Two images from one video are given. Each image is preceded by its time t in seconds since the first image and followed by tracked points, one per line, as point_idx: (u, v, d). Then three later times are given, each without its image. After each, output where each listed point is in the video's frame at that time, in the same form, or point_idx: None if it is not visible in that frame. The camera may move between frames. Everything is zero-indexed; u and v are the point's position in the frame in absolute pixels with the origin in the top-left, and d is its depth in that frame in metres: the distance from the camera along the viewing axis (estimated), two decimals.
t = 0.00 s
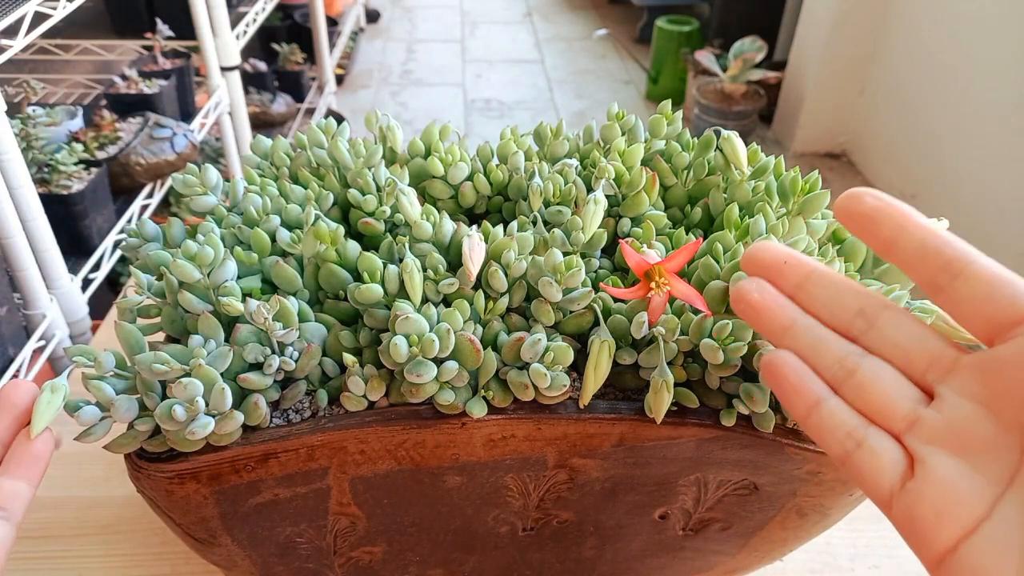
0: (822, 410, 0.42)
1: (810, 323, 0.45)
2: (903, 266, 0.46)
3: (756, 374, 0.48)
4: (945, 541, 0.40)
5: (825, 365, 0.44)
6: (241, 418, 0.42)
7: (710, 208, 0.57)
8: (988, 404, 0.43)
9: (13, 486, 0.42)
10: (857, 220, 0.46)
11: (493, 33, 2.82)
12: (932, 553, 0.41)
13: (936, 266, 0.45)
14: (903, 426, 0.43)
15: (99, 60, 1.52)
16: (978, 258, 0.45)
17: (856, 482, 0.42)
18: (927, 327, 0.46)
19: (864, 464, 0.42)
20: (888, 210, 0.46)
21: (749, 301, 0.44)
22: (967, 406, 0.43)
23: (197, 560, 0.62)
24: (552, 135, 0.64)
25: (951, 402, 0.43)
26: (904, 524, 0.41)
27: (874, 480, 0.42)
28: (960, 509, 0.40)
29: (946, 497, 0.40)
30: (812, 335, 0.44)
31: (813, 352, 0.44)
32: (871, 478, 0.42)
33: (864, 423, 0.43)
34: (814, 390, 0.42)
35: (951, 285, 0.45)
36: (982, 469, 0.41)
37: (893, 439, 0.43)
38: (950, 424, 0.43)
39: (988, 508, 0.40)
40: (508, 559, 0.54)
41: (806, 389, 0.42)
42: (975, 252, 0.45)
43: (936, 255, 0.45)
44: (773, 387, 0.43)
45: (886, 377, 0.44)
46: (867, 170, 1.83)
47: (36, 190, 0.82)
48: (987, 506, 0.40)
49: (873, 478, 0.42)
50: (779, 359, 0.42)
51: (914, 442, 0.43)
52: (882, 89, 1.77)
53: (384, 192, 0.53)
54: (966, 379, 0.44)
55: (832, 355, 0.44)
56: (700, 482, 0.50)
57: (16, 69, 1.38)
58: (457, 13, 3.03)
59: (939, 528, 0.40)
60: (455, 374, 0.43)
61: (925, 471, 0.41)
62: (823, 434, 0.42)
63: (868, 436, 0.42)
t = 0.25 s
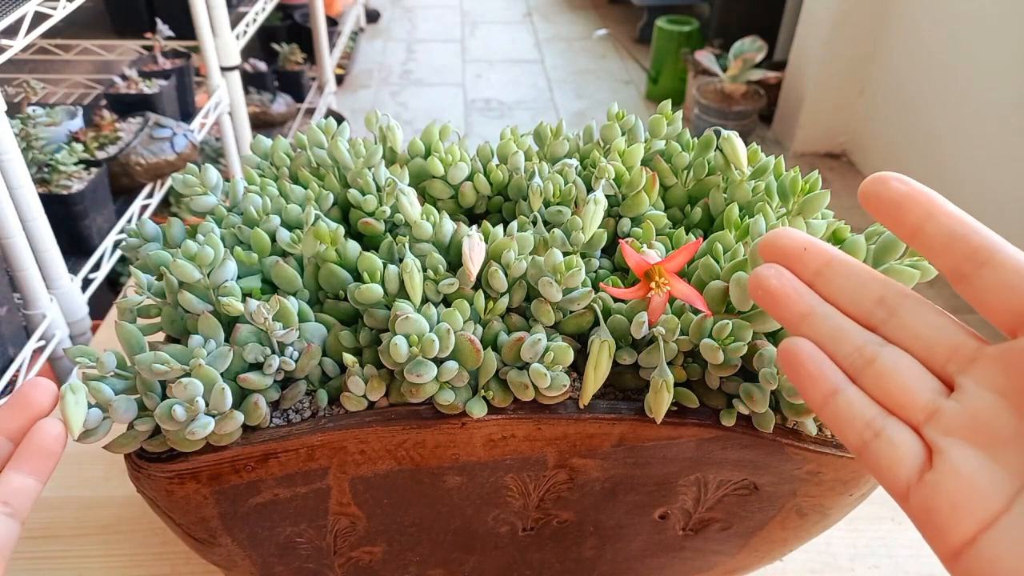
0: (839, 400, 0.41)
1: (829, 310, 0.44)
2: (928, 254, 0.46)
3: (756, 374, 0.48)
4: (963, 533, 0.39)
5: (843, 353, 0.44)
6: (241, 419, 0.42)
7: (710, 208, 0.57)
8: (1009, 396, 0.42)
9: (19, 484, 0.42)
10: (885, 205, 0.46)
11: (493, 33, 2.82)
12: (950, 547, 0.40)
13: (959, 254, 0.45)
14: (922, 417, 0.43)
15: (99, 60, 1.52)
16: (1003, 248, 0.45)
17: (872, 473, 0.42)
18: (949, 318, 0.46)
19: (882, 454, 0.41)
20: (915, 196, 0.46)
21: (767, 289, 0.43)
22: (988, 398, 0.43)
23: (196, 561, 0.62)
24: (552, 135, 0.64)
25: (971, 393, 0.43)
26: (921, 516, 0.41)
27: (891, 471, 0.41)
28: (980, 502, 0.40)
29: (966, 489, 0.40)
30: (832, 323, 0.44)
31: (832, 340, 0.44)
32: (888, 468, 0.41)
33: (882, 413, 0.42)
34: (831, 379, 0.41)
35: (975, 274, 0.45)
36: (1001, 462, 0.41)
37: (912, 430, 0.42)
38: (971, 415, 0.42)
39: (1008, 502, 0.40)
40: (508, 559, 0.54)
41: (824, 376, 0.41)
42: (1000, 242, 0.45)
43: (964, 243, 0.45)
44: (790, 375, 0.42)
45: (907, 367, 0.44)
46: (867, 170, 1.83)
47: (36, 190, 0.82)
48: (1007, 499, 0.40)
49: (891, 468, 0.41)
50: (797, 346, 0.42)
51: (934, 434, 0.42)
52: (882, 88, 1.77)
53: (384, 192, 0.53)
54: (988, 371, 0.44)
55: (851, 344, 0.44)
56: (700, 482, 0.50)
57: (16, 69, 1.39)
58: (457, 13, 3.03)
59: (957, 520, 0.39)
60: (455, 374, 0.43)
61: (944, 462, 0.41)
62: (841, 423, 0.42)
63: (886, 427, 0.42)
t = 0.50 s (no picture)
0: (854, 392, 0.42)
1: (848, 301, 0.44)
2: (950, 244, 0.46)
3: (756, 374, 0.48)
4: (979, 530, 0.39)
5: (861, 345, 0.44)
6: (241, 419, 0.42)
7: (710, 208, 0.57)
8: None
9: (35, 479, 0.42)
10: (907, 192, 0.47)
11: (493, 33, 2.82)
12: (966, 543, 0.39)
13: (982, 246, 0.45)
14: (940, 411, 0.43)
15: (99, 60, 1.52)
16: None
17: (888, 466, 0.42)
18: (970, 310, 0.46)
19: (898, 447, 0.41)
20: (940, 185, 0.46)
21: (783, 276, 0.43)
22: (1008, 392, 0.43)
23: (196, 560, 0.62)
24: (552, 135, 0.64)
25: (991, 387, 0.43)
26: (936, 511, 0.40)
27: (907, 465, 0.41)
28: (997, 498, 0.39)
29: (983, 483, 0.40)
30: (851, 313, 0.44)
31: (849, 331, 0.44)
32: (904, 461, 0.41)
33: (898, 406, 0.42)
34: (847, 369, 0.42)
35: (1000, 265, 0.45)
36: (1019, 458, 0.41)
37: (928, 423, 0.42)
38: (991, 410, 0.42)
39: None
40: (508, 559, 0.54)
41: (839, 368, 0.42)
42: None
43: (987, 234, 0.45)
44: (805, 364, 0.42)
45: (925, 360, 0.44)
46: (867, 170, 1.83)
47: (36, 190, 0.82)
48: None
49: (906, 461, 0.41)
50: (813, 338, 0.42)
51: (951, 427, 0.42)
52: (882, 88, 1.77)
53: (384, 192, 0.53)
54: (1008, 365, 0.44)
55: (870, 335, 0.44)
56: (700, 482, 0.50)
57: (16, 69, 1.38)
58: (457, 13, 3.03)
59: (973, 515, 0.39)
60: (454, 374, 0.43)
61: (961, 456, 0.41)
62: (856, 416, 0.42)
63: (903, 420, 0.41)
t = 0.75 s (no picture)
0: (848, 411, 0.42)
1: (842, 320, 0.44)
2: (936, 265, 0.46)
3: (756, 374, 0.48)
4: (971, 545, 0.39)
5: (855, 364, 0.44)
6: (241, 418, 0.42)
7: (710, 208, 0.57)
8: (1018, 407, 0.42)
9: (54, 479, 0.41)
10: (885, 214, 0.46)
11: (493, 33, 2.82)
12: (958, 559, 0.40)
13: (968, 266, 0.45)
14: (931, 428, 0.43)
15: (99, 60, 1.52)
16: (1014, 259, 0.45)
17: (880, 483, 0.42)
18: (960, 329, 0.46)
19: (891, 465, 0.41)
20: (923, 208, 0.45)
21: (781, 297, 0.44)
22: (998, 408, 0.43)
23: (197, 560, 0.62)
24: (552, 135, 0.64)
25: (982, 403, 0.43)
26: (929, 527, 0.41)
27: (900, 481, 0.41)
28: (989, 513, 0.39)
29: (974, 500, 0.40)
30: (843, 332, 0.44)
31: (844, 349, 0.44)
32: (896, 478, 0.41)
33: (890, 424, 0.42)
34: (840, 390, 0.42)
35: (984, 285, 0.45)
36: (1012, 473, 0.41)
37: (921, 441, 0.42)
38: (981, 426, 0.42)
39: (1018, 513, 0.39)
40: (508, 559, 0.54)
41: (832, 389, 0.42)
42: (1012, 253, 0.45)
43: (971, 255, 0.45)
44: (800, 386, 0.43)
45: (918, 377, 0.44)
46: (867, 170, 1.83)
47: (36, 190, 0.82)
48: (1017, 507, 0.39)
49: (898, 478, 0.41)
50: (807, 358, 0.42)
51: (943, 444, 0.42)
52: (882, 88, 1.77)
53: (384, 192, 0.53)
54: (998, 380, 0.44)
55: (863, 354, 0.44)
56: (700, 482, 0.50)
57: (16, 69, 1.38)
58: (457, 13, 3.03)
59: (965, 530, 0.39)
60: (454, 374, 0.43)
61: (953, 472, 0.41)
62: (850, 435, 0.42)
63: (895, 438, 0.42)
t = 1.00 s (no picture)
0: (856, 420, 0.42)
1: (853, 328, 0.45)
2: (937, 280, 0.46)
3: (756, 374, 0.48)
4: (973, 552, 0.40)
5: (864, 374, 0.44)
6: (241, 418, 0.42)
7: (710, 208, 0.57)
8: (1021, 416, 0.42)
9: (51, 484, 0.41)
10: (889, 232, 0.46)
11: (493, 33, 2.82)
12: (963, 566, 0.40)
13: (971, 280, 0.45)
14: (937, 437, 0.43)
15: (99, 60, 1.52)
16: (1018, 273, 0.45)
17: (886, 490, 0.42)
18: (968, 340, 0.46)
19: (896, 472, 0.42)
20: (924, 225, 0.45)
21: (791, 306, 0.44)
22: (1002, 418, 0.43)
23: (196, 560, 0.62)
24: (552, 135, 0.64)
25: (987, 414, 0.43)
26: (933, 532, 0.41)
27: (906, 489, 0.42)
28: (990, 518, 0.40)
29: (976, 507, 0.40)
30: (853, 340, 0.44)
31: (850, 358, 0.44)
32: (900, 486, 0.42)
33: (897, 433, 0.43)
34: (849, 400, 0.42)
35: (986, 300, 0.45)
36: (1015, 480, 0.41)
37: (927, 449, 0.43)
38: (985, 435, 0.42)
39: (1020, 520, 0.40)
40: (508, 559, 0.54)
41: (841, 398, 0.42)
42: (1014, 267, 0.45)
43: (973, 269, 0.45)
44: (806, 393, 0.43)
45: (926, 386, 0.44)
46: (867, 170, 1.83)
47: (36, 189, 0.82)
48: (1020, 516, 0.40)
49: (903, 485, 0.42)
50: (815, 367, 0.42)
51: (948, 452, 0.43)
52: (882, 88, 1.77)
53: (384, 192, 0.53)
54: (1003, 390, 0.44)
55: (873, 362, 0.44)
56: (700, 482, 0.50)
57: (16, 69, 1.38)
58: (457, 13, 3.03)
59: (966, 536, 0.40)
60: (455, 374, 0.43)
61: (958, 480, 0.41)
62: (856, 443, 0.42)
63: (902, 446, 0.42)
